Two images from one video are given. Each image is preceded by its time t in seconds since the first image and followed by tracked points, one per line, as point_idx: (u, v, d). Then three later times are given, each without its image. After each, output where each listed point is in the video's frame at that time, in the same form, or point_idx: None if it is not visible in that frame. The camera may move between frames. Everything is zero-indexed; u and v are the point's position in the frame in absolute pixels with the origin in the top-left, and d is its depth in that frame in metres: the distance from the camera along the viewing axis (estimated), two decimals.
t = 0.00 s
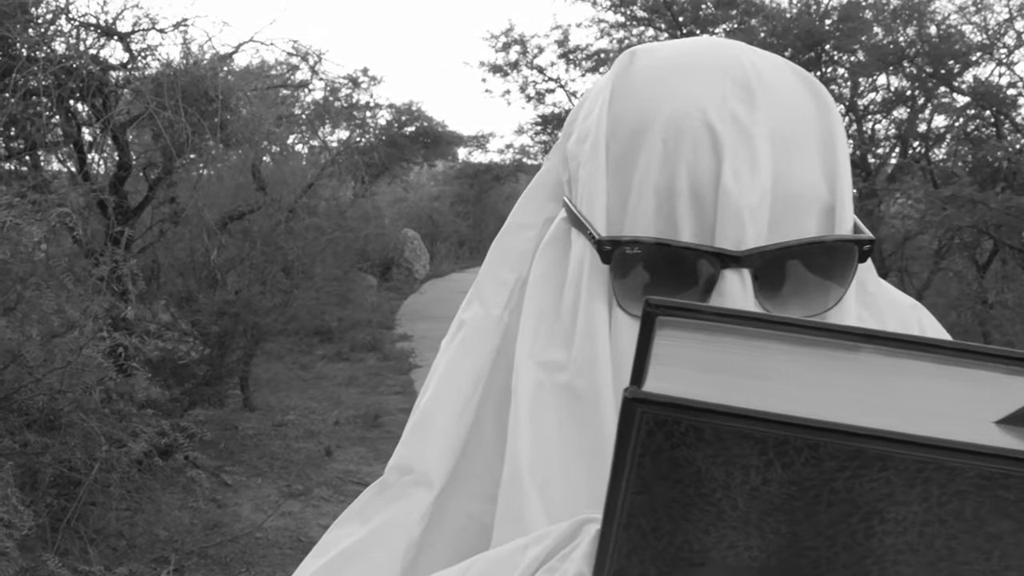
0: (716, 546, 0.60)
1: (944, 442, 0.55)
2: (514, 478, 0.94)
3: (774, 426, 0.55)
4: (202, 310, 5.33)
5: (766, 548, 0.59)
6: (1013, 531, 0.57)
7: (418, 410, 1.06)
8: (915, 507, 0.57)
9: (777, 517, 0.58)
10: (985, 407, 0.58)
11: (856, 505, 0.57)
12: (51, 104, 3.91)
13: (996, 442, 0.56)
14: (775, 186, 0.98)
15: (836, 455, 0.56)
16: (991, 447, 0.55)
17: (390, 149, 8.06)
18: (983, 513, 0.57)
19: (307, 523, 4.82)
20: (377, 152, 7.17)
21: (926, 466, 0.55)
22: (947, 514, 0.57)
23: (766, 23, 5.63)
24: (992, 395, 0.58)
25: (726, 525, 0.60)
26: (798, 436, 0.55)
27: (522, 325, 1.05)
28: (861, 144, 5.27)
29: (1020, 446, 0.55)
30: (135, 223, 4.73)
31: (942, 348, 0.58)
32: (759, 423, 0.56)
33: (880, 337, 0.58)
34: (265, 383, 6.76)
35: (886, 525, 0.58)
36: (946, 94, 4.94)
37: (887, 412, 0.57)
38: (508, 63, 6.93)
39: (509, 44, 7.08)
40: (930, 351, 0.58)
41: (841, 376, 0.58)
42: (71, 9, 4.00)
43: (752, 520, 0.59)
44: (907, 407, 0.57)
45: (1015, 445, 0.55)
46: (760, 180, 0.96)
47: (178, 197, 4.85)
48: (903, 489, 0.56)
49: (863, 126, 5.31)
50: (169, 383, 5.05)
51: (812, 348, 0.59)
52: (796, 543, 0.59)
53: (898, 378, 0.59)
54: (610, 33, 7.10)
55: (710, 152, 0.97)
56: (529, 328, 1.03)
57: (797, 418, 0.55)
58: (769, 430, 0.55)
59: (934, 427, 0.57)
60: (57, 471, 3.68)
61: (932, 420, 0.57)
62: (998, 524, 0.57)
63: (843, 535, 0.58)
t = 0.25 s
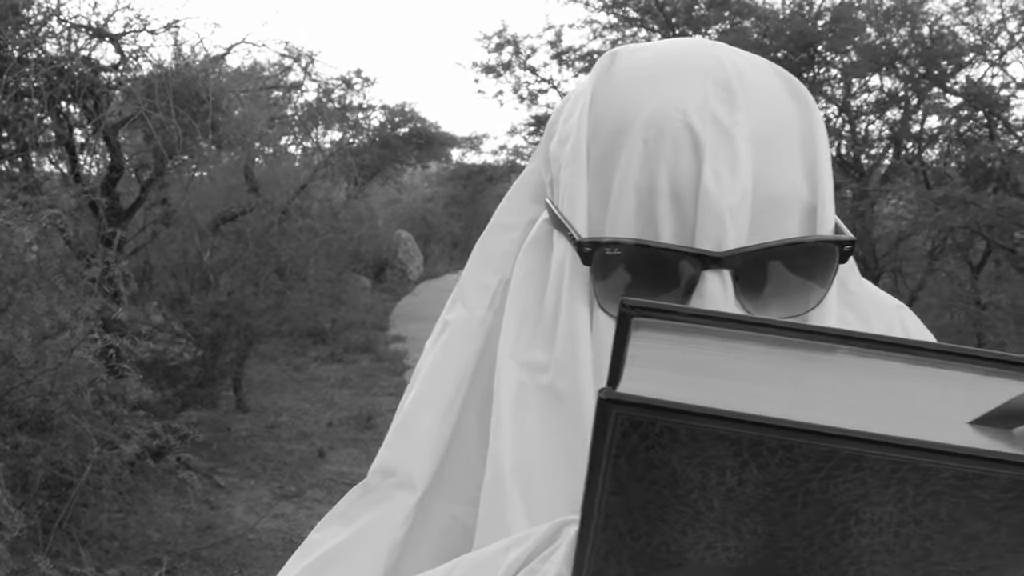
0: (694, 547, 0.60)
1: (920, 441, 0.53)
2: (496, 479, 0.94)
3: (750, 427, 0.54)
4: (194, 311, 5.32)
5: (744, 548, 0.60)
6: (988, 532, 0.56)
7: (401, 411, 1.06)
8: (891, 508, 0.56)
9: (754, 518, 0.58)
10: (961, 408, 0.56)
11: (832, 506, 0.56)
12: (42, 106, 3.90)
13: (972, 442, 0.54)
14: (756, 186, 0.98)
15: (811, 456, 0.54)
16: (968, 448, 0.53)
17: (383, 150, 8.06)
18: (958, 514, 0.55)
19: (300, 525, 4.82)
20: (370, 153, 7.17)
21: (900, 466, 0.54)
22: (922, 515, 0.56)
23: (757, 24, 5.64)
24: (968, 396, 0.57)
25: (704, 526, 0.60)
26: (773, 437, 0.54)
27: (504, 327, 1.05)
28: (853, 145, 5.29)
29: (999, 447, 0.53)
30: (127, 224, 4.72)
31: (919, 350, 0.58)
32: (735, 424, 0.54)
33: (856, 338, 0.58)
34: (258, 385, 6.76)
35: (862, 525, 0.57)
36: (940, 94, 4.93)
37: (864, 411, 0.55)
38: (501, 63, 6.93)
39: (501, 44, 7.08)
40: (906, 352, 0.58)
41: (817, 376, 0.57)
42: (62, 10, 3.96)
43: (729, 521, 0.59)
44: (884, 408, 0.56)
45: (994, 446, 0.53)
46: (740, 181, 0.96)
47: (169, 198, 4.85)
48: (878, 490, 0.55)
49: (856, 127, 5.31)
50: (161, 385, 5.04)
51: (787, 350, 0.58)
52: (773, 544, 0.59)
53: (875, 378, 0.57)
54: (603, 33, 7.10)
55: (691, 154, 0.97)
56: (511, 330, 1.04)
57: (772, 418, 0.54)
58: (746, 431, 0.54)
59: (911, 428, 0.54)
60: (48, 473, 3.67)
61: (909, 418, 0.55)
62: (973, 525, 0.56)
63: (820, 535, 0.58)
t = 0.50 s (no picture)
0: (667, 547, 0.60)
1: (888, 441, 0.54)
2: (477, 480, 0.95)
3: (721, 428, 0.54)
4: (186, 313, 5.35)
5: (716, 548, 0.60)
6: (955, 530, 0.56)
7: (384, 412, 1.06)
8: (860, 506, 0.57)
9: (725, 517, 0.58)
10: (929, 406, 0.57)
11: (801, 504, 0.57)
12: (32, 107, 3.88)
13: (938, 441, 0.54)
14: (736, 186, 0.99)
15: (779, 455, 0.55)
16: (934, 446, 0.53)
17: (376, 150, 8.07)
18: (926, 512, 0.56)
19: (292, 526, 4.82)
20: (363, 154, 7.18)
21: (868, 465, 0.54)
22: (890, 513, 0.56)
23: (749, 25, 5.68)
24: (937, 395, 0.57)
25: (675, 526, 0.60)
26: (742, 437, 0.54)
27: (487, 328, 1.05)
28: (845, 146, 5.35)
29: (965, 445, 0.54)
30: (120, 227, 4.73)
31: (887, 349, 0.59)
32: (706, 425, 0.54)
33: (824, 338, 0.58)
34: (251, 386, 6.78)
35: (831, 524, 0.57)
36: (931, 95, 4.95)
37: (832, 411, 0.56)
38: (495, 64, 6.94)
39: (494, 45, 7.09)
40: (872, 351, 0.58)
41: (786, 377, 0.57)
42: (53, 12, 3.95)
43: (700, 520, 0.59)
44: (853, 408, 0.56)
45: (960, 445, 0.53)
46: (720, 181, 0.96)
47: (160, 200, 4.85)
48: (847, 488, 0.55)
49: (848, 127, 5.36)
50: (153, 386, 5.04)
51: (755, 350, 0.58)
52: (746, 543, 0.59)
53: (844, 378, 0.58)
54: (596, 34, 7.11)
55: (671, 155, 0.98)
56: (493, 331, 1.04)
57: (743, 420, 0.54)
58: (716, 432, 0.54)
59: (881, 428, 0.54)
60: (38, 475, 3.67)
61: (878, 418, 0.56)
62: (941, 523, 0.56)
63: (791, 534, 0.58)
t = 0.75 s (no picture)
0: (641, 548, 0.60)
1: (857, 443, 0.54)
2: (458, 481, 0.94)
3: (690, 430, 0.53)
4: (178, 314, 5.38)
5: (688, 550, 0.60)
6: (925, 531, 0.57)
7: (366, 413, 1.06)
8: (830, 508, 0.57)
9: (697, 518, 0.58)
10: (899, 408, 0.57)
11: (772, 506, 0.57)
12: (22, 109, 3.87)
13: (908, 443, 0.54)
14: (717, 186, 0.99)
15: (750, 457, 0.54)
16: (904, 449, 0.53)
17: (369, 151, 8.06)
18: (896, 513, 0.56)
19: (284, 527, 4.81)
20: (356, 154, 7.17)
21: (837, 467, 0.54)
22: (861, 515, 0.57)
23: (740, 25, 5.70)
24: (907, 397, 0.58)
25: (648, 527, 0.60)
26: (712, 440, 0.54)
27: (469, 328, 1.05)
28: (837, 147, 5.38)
29: (934, 447, 0.54)
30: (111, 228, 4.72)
31: (858, 350, 0.59)
32: (675, 428, 0.54)
33: (795, 340, 0.58)
34: (243, 387, 6.77)
35: (803, 525, 0.57)
36: (923, 96, 4.93)
37: (803, 413, 0.56)
38: (487, 64, 6.94)
39: (487, 46, 7.08)
40: (844, 353, 0.58)
41: (757, 378, 0.57)
42: (44, 13, 3.93)
43: (673, 522, 0.59)
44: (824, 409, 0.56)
45: (929, 447, 0.54)
46: (701, 181, 0.96)
47: (152, 201, 4.86)
48: (817, 490, 0.55)
49: (840, 128, 5.41)
50: (146, 387, 5.04)
51: (727, 352, 0.58)
52: (719, 545, 0.59)
53: (814, 380, 0.58)
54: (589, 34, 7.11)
55: (651, 155, 0.98)
56: (475, 332, 1.04)
57: (712, 422, 0.53)
58: (685, 434, 0.53)
59: (850, 430, 0.54)
60: (30, 478, 3.66)
61: (848, 420, 0.56)
62: (910, 524, 0.57)
63: (763, 535, 0.58)
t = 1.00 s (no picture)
0: (614, 550, 0.60)
1: (826, 445, 0.53)
2: (439, 481, 0.95)
3: (658, 432, 0.53)
4: (171, 315, 5.34)
5: (662, 551, 0.59)
6: (895, 533, 0.56)
7: (347, 414, 1.06)
8: (800, 509, 0.56)
9: (669, 520, 0.57)
10: (867, 409, 0.57)
11: (742, 508, 0.56)
12: (13, 110, 3.86)
13: (879, 445, 0.54)
14: (696, 186, 0.99)
15: (718, 460, 0.54)
16: (872, 449, 0.53)
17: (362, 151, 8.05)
18: (866, 515, 0.55)
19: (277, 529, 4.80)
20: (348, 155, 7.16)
21: (805, 469, 0.54)
22: (831, 516, 0.56)
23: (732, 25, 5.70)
24: (875, 397, 0.58)
25: (620, 530, 0.59)
26: (680, 441, 0.53)
27: (451, 329, 1.05)
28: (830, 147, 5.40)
29: (902, 449, 0.54)
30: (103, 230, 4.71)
31: (827, 352, 0.59)
32: (643, 429, 0.53)
33: (763, 342, 0.59)
34: (236, 388, 6.76)
35: (774, 527, 0.57)
36: (915, 97, 5.03)
37: (772, 414, 0.55)
38: (480, 65, 6.94)
39: (479, 46, 7.08)
40: (812, 354, 0.59)
41: (726, 378, 0.57)
42: (35, 14, 3.90)
43: (644, 524, 0.58)
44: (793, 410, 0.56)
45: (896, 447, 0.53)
46: (681, 182, 0.96)
47: (143, 203, 4.86)
48: (786, 492, 0.55)
49: (833, 128, 5.41)
50: (138, 388, 5.03)
51: (696, 353, 0.58)
52: (691, 546, 0.58)
53: (782, 381, 0.58)
54: (582, 35, 7.11)
55: (631, 156, 0.98)
56: (457, 332, 1.04)
57: (681, 424, 0.53)
58: (653, 436, 0.53)
59: (819, 432, 0.54)
60: (20, 480, 3.64)
61: (816, 421, 0.56)
62: (881, 526, 0.56)
63: (735, 537, 0.57)
